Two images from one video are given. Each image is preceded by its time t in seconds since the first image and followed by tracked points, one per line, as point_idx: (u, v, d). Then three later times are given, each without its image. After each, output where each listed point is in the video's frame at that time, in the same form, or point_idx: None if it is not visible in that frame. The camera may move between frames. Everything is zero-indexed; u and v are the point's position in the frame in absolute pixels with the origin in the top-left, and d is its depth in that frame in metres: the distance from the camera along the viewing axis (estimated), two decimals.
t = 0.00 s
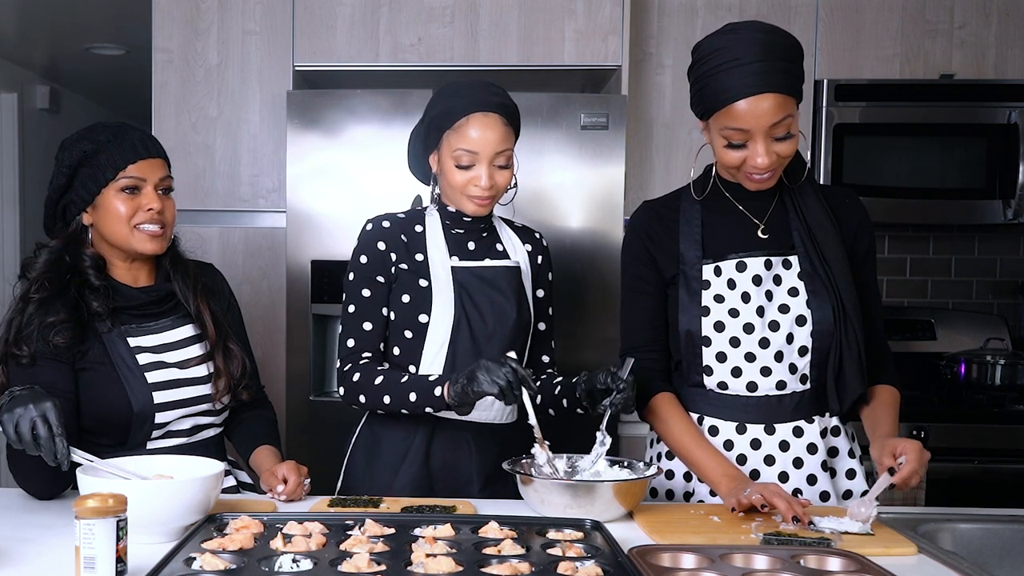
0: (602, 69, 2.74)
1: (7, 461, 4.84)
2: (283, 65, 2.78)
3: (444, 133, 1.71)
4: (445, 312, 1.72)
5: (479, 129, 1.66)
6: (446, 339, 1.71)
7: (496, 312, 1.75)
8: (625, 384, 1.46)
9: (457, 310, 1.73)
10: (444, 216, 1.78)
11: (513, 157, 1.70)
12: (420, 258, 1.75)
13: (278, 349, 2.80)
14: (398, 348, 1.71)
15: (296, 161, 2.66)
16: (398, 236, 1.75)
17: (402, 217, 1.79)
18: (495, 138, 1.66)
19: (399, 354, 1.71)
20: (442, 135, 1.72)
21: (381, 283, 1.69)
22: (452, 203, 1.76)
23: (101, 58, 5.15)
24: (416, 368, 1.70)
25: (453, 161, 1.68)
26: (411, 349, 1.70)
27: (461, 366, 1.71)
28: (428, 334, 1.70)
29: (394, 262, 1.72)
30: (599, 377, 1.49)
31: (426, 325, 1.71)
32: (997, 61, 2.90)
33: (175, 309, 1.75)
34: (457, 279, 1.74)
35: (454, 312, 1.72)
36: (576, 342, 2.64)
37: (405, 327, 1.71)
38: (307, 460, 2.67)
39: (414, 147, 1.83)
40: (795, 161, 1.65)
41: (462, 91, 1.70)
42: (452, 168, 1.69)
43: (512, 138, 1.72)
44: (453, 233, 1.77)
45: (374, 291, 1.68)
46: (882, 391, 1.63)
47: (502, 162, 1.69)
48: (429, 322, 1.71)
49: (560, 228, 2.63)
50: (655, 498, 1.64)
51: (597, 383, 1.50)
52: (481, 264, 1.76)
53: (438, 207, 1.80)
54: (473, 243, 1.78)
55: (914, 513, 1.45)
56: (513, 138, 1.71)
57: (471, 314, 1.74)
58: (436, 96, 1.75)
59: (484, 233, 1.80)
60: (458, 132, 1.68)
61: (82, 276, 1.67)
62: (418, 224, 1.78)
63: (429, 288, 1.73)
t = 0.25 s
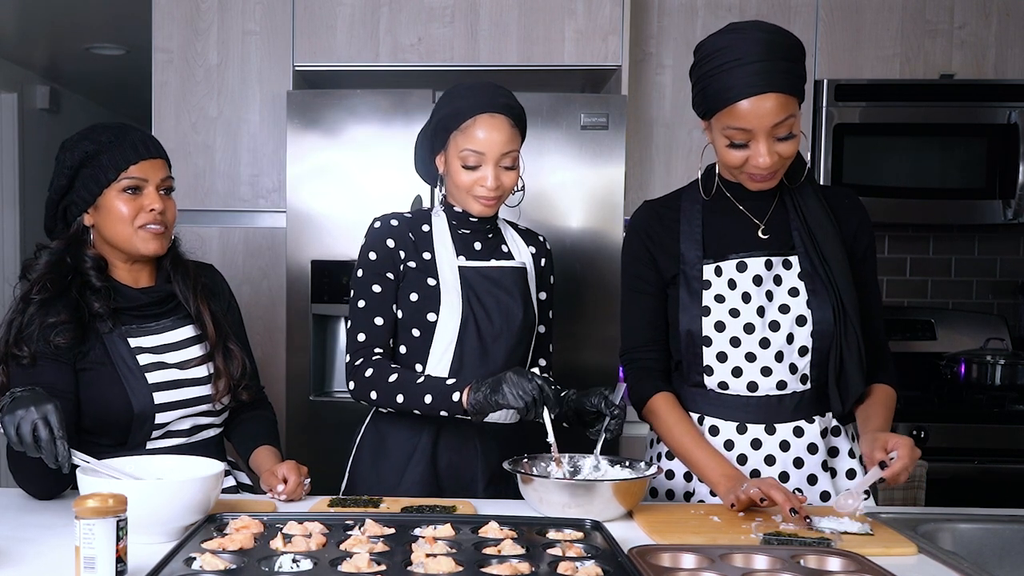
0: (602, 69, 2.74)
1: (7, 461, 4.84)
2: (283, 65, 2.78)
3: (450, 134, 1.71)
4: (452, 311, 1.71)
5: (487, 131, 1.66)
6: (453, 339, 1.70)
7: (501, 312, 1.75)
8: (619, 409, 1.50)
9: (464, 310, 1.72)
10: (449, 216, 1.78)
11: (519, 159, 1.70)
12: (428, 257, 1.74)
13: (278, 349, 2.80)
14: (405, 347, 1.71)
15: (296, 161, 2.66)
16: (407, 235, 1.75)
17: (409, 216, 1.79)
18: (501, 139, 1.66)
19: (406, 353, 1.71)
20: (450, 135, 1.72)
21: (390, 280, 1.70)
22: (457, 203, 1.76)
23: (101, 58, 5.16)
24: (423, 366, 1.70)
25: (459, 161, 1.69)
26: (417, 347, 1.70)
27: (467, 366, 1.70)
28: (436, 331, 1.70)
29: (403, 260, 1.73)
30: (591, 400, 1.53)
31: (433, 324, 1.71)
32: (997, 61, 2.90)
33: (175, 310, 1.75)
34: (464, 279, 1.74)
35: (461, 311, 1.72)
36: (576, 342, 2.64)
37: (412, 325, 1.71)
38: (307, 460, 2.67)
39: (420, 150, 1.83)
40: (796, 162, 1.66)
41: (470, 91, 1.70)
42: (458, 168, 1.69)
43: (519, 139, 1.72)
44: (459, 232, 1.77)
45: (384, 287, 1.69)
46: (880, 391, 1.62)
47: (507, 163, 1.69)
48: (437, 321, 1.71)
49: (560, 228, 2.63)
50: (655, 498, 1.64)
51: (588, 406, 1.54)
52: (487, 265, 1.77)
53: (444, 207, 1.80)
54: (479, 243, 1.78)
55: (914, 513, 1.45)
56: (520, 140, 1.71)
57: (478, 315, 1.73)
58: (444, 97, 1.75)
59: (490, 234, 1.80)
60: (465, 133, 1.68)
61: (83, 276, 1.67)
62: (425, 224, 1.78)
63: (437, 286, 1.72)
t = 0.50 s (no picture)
0: (602, 69, 2.74)
1: (7, 461, 4.84)
2: (282, 65, 2.78)
3: (451, 135, 1.71)
4: (452, 310, 1.71)
5: (487, 131, 1.66)
6: (454, 338, 1.70)
7: (502, 312, 1.74)
8: (620, 418, 1.47)
9: (464, 309, 1.73)
10: (450, 216, 1.78)
11: (520, 159, 1.70)
12: (428, 256, 1.75)
13: (278, 349, 2.80)
14: (406, 346, 1.71)
15: (296, 161, 2.66)
16: (409, 235, 1.76)
17: (410, 216, 1.79)
18: (502, 139, 1.66)
19: (407, 351, 1.71)
20: (450, 136, 1.72)
21: (394, 279, 1.70)
22: (457, 204, 1.76)
23: (101, 58, 5.16)
24: (423, 364, 1.70)
25: (460, 161, 1.68)
26: (417, 346, 1.70)
27: (467, 365, 1.70)
28: (436, 330, 1.70)
29: (404, 259, 1.73)
30: (590, 409, 1.49)
31: (434, 322, 1.71)
32: (997, 61, 2.90)
33: (179, 311, 1.74)
34: (465, 278, 1.75)
35: (462, 310, 1.72)
36: (576, 342, 2.64)
37: (413, 325, 1.71)
38: (307, 460, 2.67)
39: (422, 150, 1.83)
40: (797, 162, 1.66)
41: (471, 92, 1.70)
42: (458, 168, 1.69)
43: (519, 141, 1.72)
44: (459, 233, 1.78)
45: (388, 287, 1.69)
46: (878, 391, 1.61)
47: (508, 164, 1.69)
48: (438, 319, 1.71)
49: (560, 228, 2.63)
50: (655, 498, 1.64)
51: (587, 416, 1.49)
52: (487, 264, 1.77)
53: (444, 208, 1.80)
54: (480, 244, 1.79)
55: (914, 513, 1.45)
56: (520, 140, 1.71)
57: (478, 314, 1.73)
58: (446, 97, 1.75)
59: (490, 234, 1.80)
60: (465, 133, 1.68)
61: (87, 277, 1.67)
62: (426, 224, 1.78)
63: (438, 285, 1.73)
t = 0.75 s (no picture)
0: (602, 69, 2.74)
1: (7, 461, 4.84)
2: (283, 65, 2.78)
3: (450, 134, 1.71)
4: (453, 310, 1.71)
5: (485, 130, 1.66)
6: (454, 337, 1.70)
7: (501, 312, 1.74)
8: (616, 423, 1.49)
9: (464, 309, 1.73)
10: (449, 217, 1.78)
11: (518, 158, 1.70)
12: (428, 257, 1.75)
13: (278, 349, 2.80)
14: (406, 345, 1.71)
15: (296, 161, 2.66)
16: (409, 235, 1.76)
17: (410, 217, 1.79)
18: (500, 139, 1.66)
19: (407, 351, 1.71)
20: (448, 135, 1.72)
21: (395, 278, 1.70)
22: (457, 204, 1.76)
23: (101, 57, 5.16)
24: (423, 364, 1.70)
25: (459, 161, 1.69)
26: (417, 345, 1.71)
27: (467, 366, 1.70)
28: (437, 329, 1.70)
29: (405, 259, 1.73)
30: (590, 413, 1.53)
31: (435, 321, 1.71)
32: (997, 61, 2.90)
33: (181, 311, 1.75)
34: (464, 278, 1.75)
35: (461, 310, 1.72)
36: (576, 342, 2.64)
37: (413, 324, 1.71)
38: (307, 460, 2.67)
39: (421, 153, 1.83)
40: (794, 161, 1.66)
41: (470, 92, 1.70)
42: (457, 168, 1.69)
43: (517, 141, 1.72)
44: (459, 233, 1.78)
45: (390, 286, 1.69)
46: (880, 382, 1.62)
47: (506, 163, 1.69)
48: (438, 319, 1.71)
49: (560, 228, 2.64)
50: (654, 498, 1.64)
51: (586, 418, 1.54)
52: (487, 263, 1.77)
53: (444, 209, 1.80)
54: (479, 244, 1.79)
55: (914, 513, 1.45)
56: (518, 139, 1.71)
57: (478, 313, 1.73)
58: (445, 97, 1.75)
59: (489, 234, 1.80)
60: (463, 132, 1.68)
61: (89, 277, 1.67)
62: (426, 224, 1.78)
63: (439, 285, 1.73)
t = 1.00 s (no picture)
0: (602, 69, 2.74)
1: (8, 462, 4.84)
2: (283, 65, 2.78)
3: (447, 133, 1.71)
4: (449, 311, 1.72)
5: (481, 128, 1.67)
6: (450, 337, 1.71)
7: (500, 312, 1.74)
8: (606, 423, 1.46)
9: (460, 309, 1.73)
10: (447, 217, 1.78)
11: (514, 156, 1.70)
12: (425, 257, 1.75)
13: (278, 349, 2.80)
14: (402, 346, 1.71)
15: (296, 161, 2.66)
16: (404, 236, 1.75)
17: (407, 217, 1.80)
18: (495, 137, 1.67)
19: (403, 351, 1.71)
20: (446, 134, 1.72)
21: (388, 280, 1.71)
22: (456, 204, 1.76)
23: (101, 57, 5.16)
24: (420, 364, 1.70)
25: (455, 159, 1.69)
26: (414, 346, 1.71)
27: (464, 363, 1.71)
28: (432, 330, 1.71)
29: (399, 260, 1.73)
30: (577, 415, 1.48)
31: (430, 321, 1.71)
32: (997, 61, 2.90)
33: (180, 308, 1.75)
34: (460, 278, 1.75)
35: (457, 310, 1.72)
36: (576, 342, 2.64)
37: (409, 324, 1.71)
38: (307, 460, 2.67)
39: (419, 153, 1.83)
40: (793, 161, 1.66)
41: (466, 91, 1.70)
42: (454, 167, 1.69)
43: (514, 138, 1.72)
44: (456, 233, 1.78)
45: (382, 287, 1.69)
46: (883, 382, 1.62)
47: (502, 161, 1.69)
48: (433, 319, 1.71)
49: (560, 228, 2.63)
50: (654, 498, 1.64)
51: (573, 420, 1.49)
52: (484, 264, 1.77)
53: (442, 209, 1.80)
54: (476, 244, 1.79)
55: (914, 513, 1.45)
56: (514, 137, 1.72)
57: (474, 313, 1.73)
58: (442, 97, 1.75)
59: (487, 234, 1.80)
60: (460, 131, 1.68)
61: (90, 279, 1.67)
62: (423, 224, 1.79)
63: (433, 285, 1.73)
